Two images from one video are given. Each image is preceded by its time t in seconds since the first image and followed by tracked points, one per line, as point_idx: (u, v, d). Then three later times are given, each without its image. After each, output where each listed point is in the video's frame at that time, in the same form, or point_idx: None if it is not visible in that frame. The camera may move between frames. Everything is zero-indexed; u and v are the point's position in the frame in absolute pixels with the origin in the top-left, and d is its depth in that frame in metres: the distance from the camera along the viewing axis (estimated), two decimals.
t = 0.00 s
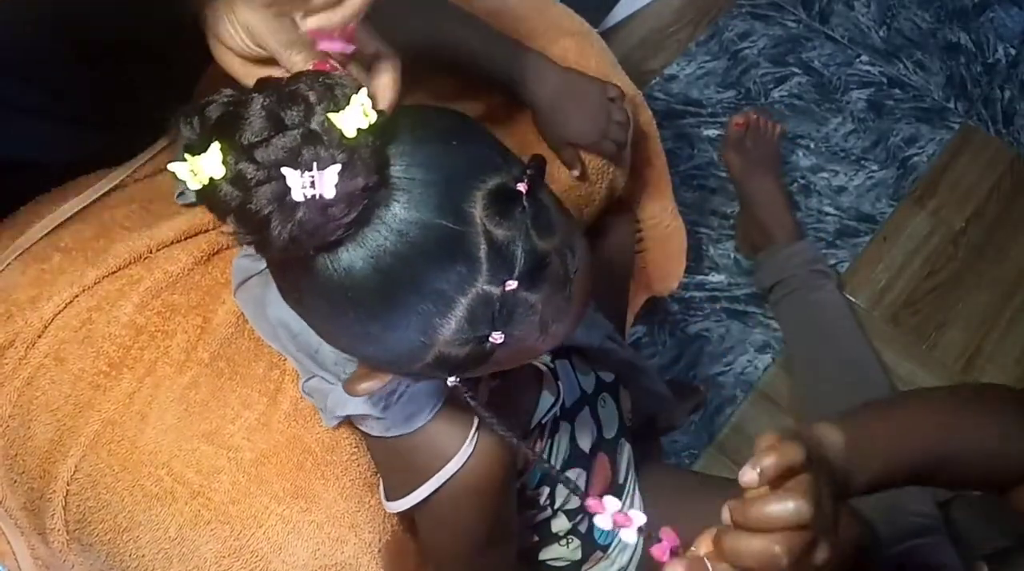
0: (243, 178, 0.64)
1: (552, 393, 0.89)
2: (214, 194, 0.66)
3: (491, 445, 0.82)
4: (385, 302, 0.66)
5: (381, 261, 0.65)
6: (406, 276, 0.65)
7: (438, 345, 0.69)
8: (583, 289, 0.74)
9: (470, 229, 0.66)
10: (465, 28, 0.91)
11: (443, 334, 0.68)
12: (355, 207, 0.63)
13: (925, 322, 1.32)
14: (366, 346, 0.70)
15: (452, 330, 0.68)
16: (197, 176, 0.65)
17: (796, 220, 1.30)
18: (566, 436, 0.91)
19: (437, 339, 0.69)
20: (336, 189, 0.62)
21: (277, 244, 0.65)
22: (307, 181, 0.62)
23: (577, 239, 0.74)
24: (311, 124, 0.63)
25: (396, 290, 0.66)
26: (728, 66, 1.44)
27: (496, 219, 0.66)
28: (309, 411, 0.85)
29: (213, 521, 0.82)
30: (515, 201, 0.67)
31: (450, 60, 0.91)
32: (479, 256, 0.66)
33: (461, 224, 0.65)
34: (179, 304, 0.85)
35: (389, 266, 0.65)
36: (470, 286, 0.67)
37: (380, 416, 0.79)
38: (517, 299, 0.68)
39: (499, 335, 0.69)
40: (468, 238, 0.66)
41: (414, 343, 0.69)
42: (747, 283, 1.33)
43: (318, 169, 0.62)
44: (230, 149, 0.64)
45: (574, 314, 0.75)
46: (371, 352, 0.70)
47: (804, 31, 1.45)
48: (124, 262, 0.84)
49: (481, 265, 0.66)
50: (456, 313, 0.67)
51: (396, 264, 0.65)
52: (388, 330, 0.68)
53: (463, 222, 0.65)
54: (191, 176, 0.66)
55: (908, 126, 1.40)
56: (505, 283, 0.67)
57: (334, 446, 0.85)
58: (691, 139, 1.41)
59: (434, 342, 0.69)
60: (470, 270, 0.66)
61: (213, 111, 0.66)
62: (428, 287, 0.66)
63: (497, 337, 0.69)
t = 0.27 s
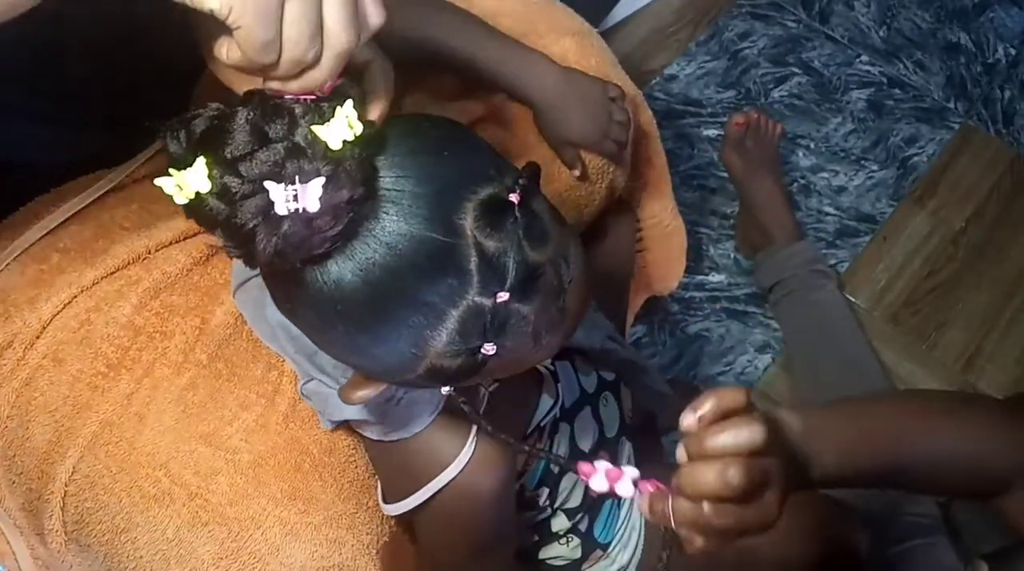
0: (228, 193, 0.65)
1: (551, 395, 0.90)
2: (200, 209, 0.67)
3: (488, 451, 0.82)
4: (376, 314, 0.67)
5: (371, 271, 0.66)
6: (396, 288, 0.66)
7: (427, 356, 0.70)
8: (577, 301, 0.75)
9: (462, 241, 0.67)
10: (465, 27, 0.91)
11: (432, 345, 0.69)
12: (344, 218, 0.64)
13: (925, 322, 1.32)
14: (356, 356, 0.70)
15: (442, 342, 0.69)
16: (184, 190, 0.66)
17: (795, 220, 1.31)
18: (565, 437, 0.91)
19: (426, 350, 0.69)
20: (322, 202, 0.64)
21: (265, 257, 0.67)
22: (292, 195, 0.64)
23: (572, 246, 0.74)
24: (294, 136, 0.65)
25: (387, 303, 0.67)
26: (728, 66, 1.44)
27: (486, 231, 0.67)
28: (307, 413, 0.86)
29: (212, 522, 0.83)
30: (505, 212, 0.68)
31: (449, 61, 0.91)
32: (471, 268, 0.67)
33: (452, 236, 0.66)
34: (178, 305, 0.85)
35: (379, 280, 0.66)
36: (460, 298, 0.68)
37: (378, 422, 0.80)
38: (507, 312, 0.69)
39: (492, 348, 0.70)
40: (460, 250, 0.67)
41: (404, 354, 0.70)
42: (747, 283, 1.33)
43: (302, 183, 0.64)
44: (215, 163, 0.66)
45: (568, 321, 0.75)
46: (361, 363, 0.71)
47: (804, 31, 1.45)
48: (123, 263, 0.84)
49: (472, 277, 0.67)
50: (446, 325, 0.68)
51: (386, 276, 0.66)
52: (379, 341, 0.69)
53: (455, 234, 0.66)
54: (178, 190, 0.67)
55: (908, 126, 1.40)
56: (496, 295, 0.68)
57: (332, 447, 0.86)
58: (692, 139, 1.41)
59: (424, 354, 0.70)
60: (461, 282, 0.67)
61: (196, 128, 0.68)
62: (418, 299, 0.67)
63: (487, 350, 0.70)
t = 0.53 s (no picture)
0: (319, 119, 0.63)
1: (554, 395, 0.89)
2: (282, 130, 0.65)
3: (493, 450, 0.81)
4: (422, 275, 0.64)
5: (427, 227, 0.63)
6: (447, 250, 0.63)
7: (462, 327, 0.67)
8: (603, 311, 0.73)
9: (520, 216, 0.64)
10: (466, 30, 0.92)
11: (469, 315, 0.66)
12: (416, 169, 0.62)
13: (925, 322, 1.32)
14: (389, 319, 0.67)
15: (480, 314, 0.66)
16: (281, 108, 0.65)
17: (795, 220, 1.30)
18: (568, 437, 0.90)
19: (464, 320, 0.66)
20: (412, 142, 0.62)
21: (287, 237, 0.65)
22: (387, 127, 0.62)
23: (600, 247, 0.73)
24: (395, 80, 0.64)
25: (433, 265, 0.63)
26: (728, 66, 1.44)
27: (547, 214, 0.65)
28: (310, 413, 0.85)
29: (215, 522, 0.82)
30: (563, 203, 0.67)
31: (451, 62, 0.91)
32: (525, 244, 0.65)
33: (510, 210, 0.64)
34: (180, 305, 0.85)
35: (433, 240, 0.63)
36: (509, 273, 0.65)
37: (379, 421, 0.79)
38: (551, 297, 0.66)
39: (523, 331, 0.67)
40: (517, 224, 0.64)
41: (440, 322, 0.66)
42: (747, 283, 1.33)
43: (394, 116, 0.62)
44: (313, 86, 0.64)
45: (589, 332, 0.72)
46: (391, 326, 0.67)
47: (804, 31, 1.45)
48: (125, 263, 0.85)
49: (523, 255, 0.65)
50: (489, 298, 0.65)
51: (439, 236, 0.63)
52: (416, 304, 0.65)
53: (514, 208, 0.64)
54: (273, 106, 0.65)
55: (908, 126, 1.40)
56: (541, 279, 0.65)
57: (336, 447, 0.84)
58: (691, 138, 1.41)
59: (460, 323, 0.66)
60: (512, 257, 0.64)
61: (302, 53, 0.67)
62: (469, 266, 0.64)
63: (519, 332, 0.67)
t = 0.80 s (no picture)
0: (342, 82, 0.65)
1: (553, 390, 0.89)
2: (306, 93, 0.67)
3: (490, 444, 0.81)
4: (440, 238, 0.65)
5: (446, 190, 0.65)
6: (463, 213, 0.65)
7: (473, 296, 0.68)
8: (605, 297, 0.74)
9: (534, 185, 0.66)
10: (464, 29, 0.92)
11: (481, 284, 0.67)
12: (435, 134, 0.64)
13: (925, 322, 1.32)
14: (403, 288, 0.68)
15: (492, 282, 0.67)
16: (304, 70, 0.66)
17: (795, 220, 1.30)
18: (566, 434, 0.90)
19: (476, 289, 0.67)
20: (432, 105, 0.64)
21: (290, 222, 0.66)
22: (410, 88, 0.64)
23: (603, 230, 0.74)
24: (418, 44, 0.67)
25: (449, 231, 0.65)
26: (728, 66, 1.44)
27: (559, 183, 0.67)
28: (307, 407, 0.85)
29: (213, 518, 0.82)
30: (574, 174, 0.69)
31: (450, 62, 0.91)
32: (539, 212, 0.66)
33: (526, 179, 0.66)
34: (177, 301, 0.85)
35: (451, 202, 0.65)
36: (522, 241, 0.66)
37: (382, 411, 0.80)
38: (563, 267, 0.68)
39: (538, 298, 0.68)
40: (531, 193, 0.66)
41: (451, 290, 0.67)
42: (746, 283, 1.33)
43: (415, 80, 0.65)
44: (339, 49, 0.66)
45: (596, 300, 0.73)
46: (404, 297, 0.68)
47: (804, 31, 1.45)
48: (122, 259, 0.85)
49: (537, 223, 0.66)
50: (503, 266, 0.67)
51: (457, 199, 0.65)
52: (431, 271, 0.66)
53: (529, 177, 0.66)
54: (297, 69, 0.67)
55: (908, 126, 1.40)
56: (553, 247, 0.67)
57: (333, 443, 0.85)
58: (691, 139, 1.40)
59: (472, 292, 0.67)
60: (527, 224, 0.66)
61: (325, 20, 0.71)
62: (485, 230, 0.65)
63: (533, 300, 0.68)
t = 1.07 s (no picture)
0: (376, 123, 0.65)
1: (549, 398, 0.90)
2: (341, 132, 0.68)
3: (489, 446, 0.82)
4: (461, 287, 0.66)
5: (470, 240, 0.65)
6: (486, 265, 0.66)
7: (489, 342, 0.68)
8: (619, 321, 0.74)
9: (559, 242, 0.67)
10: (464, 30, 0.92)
11: (497, 332, 0.68)
12: (466, 184, 0.65)
13: (925, 322, 1.32)
14: (417, 328, 0.69)
15: (507, 332, 0.68)
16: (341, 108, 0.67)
17: (794, 220, 1.30)
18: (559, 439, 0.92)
19: (491, 336, 0.68)
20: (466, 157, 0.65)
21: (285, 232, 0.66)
22: (445, 140, 0.64)
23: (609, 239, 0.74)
24: (458, 92, 0.67)
25: (473, 284, 0.66)
26: (728, 65, 1.44)
27: (584, 240, 0.68)
28: (307, 411, 0.85)
29: (210, 520, 0.82)
30: (599, 232, 0.69)
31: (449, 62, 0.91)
32: (561, 270, 0.67)
33: (552, 236, 0.67)
34: (175, 302, 0.85)
35: (475, 255, 0.65)
36: (541, 296, 0.67)
37: (384, 431, 0.81)
38: (580, 322, 0.69)
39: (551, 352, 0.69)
40: (554, 250, 0.67)
41: (466, 337, 0.68)
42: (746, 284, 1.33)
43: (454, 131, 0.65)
44: (375, 91, 0.67)
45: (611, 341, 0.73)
46: (416, 337, 0.69)
47: (804, 31, 1.45)
48: (119, 260, 0.85)
49: (558, 279, 0.67)
50: (519, 318, 0.67)
51: (482, 251, 0.65)
52: (448, 317, 0.67)
53: (555, 234, 0.67)
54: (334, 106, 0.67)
55: (908, 126, 1.40)
56: (573, 303, 0.68)
57: (330, 445, 0.85)
58: (691, 138, 1.41)
59: (487, 339, 0.68)
60: (548, 279, 0.67)
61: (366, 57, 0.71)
62: (505, 282, 0.66)
63: (545, 353, 0.69)
